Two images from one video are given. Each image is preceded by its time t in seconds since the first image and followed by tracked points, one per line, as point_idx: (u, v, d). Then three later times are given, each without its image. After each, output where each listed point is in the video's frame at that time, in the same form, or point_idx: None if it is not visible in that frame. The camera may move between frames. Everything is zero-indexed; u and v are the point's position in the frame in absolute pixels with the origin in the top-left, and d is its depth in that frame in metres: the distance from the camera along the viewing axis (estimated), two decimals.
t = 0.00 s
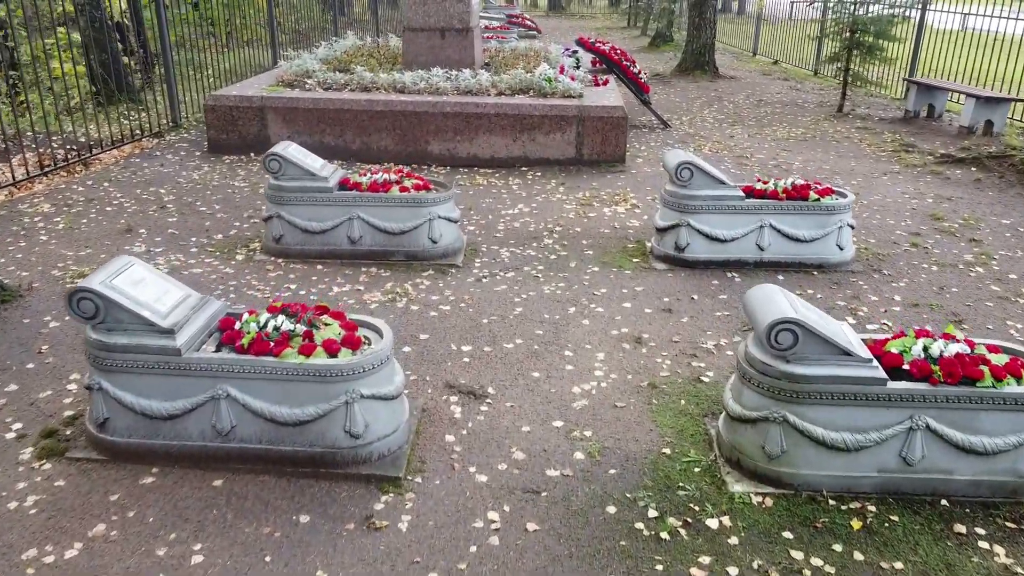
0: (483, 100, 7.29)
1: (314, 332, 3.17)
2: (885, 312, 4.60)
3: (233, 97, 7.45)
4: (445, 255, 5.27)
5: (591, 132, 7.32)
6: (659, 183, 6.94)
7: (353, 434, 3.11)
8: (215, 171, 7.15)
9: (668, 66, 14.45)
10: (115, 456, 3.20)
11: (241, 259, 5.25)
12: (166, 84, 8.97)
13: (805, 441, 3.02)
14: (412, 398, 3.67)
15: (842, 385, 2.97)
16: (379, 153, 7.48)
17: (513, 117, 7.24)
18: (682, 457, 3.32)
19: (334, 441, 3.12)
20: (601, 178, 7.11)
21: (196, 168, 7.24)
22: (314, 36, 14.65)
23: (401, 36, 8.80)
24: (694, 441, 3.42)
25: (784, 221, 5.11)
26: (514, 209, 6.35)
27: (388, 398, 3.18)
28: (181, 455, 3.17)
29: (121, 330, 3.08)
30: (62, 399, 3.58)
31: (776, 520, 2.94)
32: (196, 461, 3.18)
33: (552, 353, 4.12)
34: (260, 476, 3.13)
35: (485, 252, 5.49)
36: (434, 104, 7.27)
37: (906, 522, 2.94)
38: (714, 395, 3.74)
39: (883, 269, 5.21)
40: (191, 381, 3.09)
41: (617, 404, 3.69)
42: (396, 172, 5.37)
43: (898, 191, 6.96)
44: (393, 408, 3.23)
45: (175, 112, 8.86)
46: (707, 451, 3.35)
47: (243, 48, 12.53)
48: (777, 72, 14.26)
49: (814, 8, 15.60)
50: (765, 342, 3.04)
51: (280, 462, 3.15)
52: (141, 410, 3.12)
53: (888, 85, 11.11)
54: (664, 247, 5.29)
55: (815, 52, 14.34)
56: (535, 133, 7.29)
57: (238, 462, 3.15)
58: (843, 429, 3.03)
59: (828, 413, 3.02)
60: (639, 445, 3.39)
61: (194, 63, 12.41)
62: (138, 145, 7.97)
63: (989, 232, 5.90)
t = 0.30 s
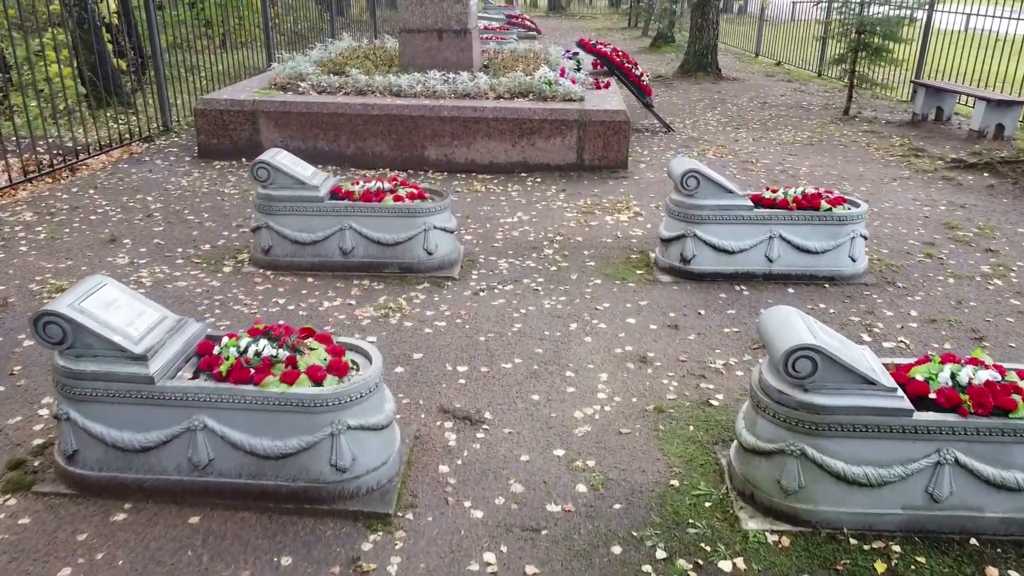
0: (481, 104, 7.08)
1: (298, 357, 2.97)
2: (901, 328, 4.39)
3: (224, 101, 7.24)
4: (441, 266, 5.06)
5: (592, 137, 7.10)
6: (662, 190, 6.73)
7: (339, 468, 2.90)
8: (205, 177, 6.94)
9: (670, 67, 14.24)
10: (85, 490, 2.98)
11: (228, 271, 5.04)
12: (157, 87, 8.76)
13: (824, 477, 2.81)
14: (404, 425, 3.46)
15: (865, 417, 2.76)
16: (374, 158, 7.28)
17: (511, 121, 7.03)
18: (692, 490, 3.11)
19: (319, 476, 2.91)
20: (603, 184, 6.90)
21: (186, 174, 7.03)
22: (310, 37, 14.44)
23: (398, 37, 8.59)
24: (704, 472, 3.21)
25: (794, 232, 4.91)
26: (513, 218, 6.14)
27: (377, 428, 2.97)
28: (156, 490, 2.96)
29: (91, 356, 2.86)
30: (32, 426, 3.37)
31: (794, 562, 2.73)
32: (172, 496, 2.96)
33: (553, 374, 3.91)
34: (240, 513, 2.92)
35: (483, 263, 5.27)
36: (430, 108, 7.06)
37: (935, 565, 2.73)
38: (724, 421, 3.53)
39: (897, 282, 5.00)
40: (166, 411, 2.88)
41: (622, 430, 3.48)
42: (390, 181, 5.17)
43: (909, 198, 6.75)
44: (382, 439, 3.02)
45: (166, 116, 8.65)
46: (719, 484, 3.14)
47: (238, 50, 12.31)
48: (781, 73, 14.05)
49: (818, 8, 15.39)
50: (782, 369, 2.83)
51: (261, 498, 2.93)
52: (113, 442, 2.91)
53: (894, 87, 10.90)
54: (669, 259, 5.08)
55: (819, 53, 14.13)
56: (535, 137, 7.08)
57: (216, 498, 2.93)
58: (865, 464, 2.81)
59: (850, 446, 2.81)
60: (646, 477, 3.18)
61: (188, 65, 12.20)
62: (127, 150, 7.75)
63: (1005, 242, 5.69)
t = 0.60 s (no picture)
0: (478, 108, 6.84)
1: (273, 393, 2.72)
2: (921, 349, 4.14)
3: (212, 105, 6.99)
4: (434, 281, 4.82)
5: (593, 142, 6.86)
6: (666, 198, 6.48)
7: (318, 513, 2.66)
8: (192, 185, 6.69)
9: (672, 68, 14.00)
10: (41, 537, 2.74)
11: (210, 287, 4.79)
12: (145, 90, 8.52)
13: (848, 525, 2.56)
14: (391, 459, 3.21)
15: (894, 460, 2.51)
16: (367, 165, 7.03)
17: (510, 126, 6.79)
18: (703, 535, 2.85)
19: (296, 522, 2.66)
20: (604, 192, 6.65)
21: (172, 181, 6.78)
22: (306, 37, 14.19)
23: (393, 38, 8.34)
24: (715, 514, 2.96)
25: (806, 245, 4.67)
26: (511, 228, 5.90)
27: (359, 469, 2.73)
28: (117, 537, 2.71)
29: (46, 392, 2.61)
30: None
31: None
32: (135, 544, 2.71)
33: (552, 400, 3.66)
34: (209, 563, 2.67)
35: (478, 277, 5.03)
36: (426, 112, 6.82)
37: None
38: (735, 455, 3.28)
39: (915, 298, 4.75)
40: (128, 451, 2.63)
41: (626, 464, 3.23)
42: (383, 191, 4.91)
43: (922, 206, 6.50)
44: (366, 480, 2.77)
45: (154, 120, 8.41)
46: (731, 527, 2.89)
47: (231, 51, 12.06)
48: (784, 75, 13.82)
49: (823, 6, 15.13)
50: (802, 406, 2.58)
51: (232, 546, 2.68)
52: (70, 485, 2.66)
53: (901, 89, 10.65)
54: (674, 273, 4.83)
55: (823, 54, 13.88)
56: (533, 143, 6.83)
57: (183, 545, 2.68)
58: (894, 511, 2.56)
59: (877, 491, 2.56)
60: (653, 519, 2.93)
61: (180, 68, 11.95)
62: (113, 155, 7.50)
63: None
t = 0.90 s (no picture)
0: (473, 115, 6.58)
1: (239, 441, 2.46)
2: (943, 376, 3.87)
3: (197, 112, 6.72)
4: (426, 300, 4.56)
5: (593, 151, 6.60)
6: (669, 209, 6.23)
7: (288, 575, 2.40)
8: (175, 195, 6.43)
9: (673, 71, 13.75)
10: None
11: (188, 306, 4.53)
12: (132, 95, 8.27)
13: None
14: (373, 505, 2.95)
15: (928, 519, 2.25)
16: (359, 173, 6.77)
17: (506, 134, 6.53)
18: None
19: None
20: (605, 202, 6.39)
21: (156, 191, 6.52)
22: (301, 39, 13.94)
23: (386, 41, 8.08)
24: (727, 569, 2.69)
25: (818, 263, 4.41)
26: (507, 241, 5.64)
27: (335, 525, 2.47)
28: None
29: None
30: None
31: None
32: None
33: (549, 435, 3.40)
34: None
35: (472, 296, 4.77)
36: (419, 118, 6.57)
37: None
38: (748, 499, 3.02)
39: (934, 319, 4.49)
40: (79, 507, 2.38)
41: (630, 510, 2.97)
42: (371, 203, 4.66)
43: (935, 217, 6.24)
44: (342, 536, 2.52)
45: (141, 126, 8.15)
46: None
47: (224, 53, 11.81)
48: (788, 78, 13.56)
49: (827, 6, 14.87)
50: (825, 458, 2.32)
51: None
52: (16, 544, 2.41)
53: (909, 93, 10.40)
54: (679, 292, 4.57)
55: (828, 56, 13.63)
56: (531, 151, 6.58)
57: None
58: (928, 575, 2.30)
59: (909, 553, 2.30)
60: None
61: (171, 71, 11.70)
62: (97, 162, 7.25)
63: None
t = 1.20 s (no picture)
0: (468, 121, 6.29)
1: (193, 505, 2.16)
2: (973, 409, 3.58)
3: (180, 117, 6.43)
4: (415, 322, 4.27)
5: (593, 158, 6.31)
6: (674, 221, 5.94)
7: None
8: (156, 206, 6.13)
9: (675, 72, 13.45)
10: None
11: (161, 329, 4.24)
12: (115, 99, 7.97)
13: None
14: (350, 565, 2.65)
15: None
16: (349, 182, 6.48)
17: (503, 141, 6.24)
18: None
19: None
20: (606, 212, 6.10)
21: (135, 201, 6.23)
22: (295, 41, 13.65)
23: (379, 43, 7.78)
24: None
25: (835, 283, 4.12)
26: (503, 255, 5.34)
27: None
28: None
29: None
30: None
31: None
32: None
33: (547, 479, 3.10)
34: None
35: (465, 317, 4.47)
36: (412, 124, 6.28)
37: None
38: (766, 556, 2.73)
39: (959, 344, 4.20)
40: None
41: (637, 569, 2.67)
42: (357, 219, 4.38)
43: (953, 229, 5.95)
44: None
45: (124, 132, 7.85)
46: None
47: (215, 55, 11.51)
48: (792, 80, 13.26)
49: (832, 6, 14.58)
50: (862, 529, 2.02)
51: None
52: None
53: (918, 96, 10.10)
54: (686, 313, 4.28)
55: (834, 57, 13.34)
56: (529, 159, 6.28)
57: None
58: None
59: None
60: None
61: (160, 74, 11.42)
62: (76, 170, 6.96)
63: None
